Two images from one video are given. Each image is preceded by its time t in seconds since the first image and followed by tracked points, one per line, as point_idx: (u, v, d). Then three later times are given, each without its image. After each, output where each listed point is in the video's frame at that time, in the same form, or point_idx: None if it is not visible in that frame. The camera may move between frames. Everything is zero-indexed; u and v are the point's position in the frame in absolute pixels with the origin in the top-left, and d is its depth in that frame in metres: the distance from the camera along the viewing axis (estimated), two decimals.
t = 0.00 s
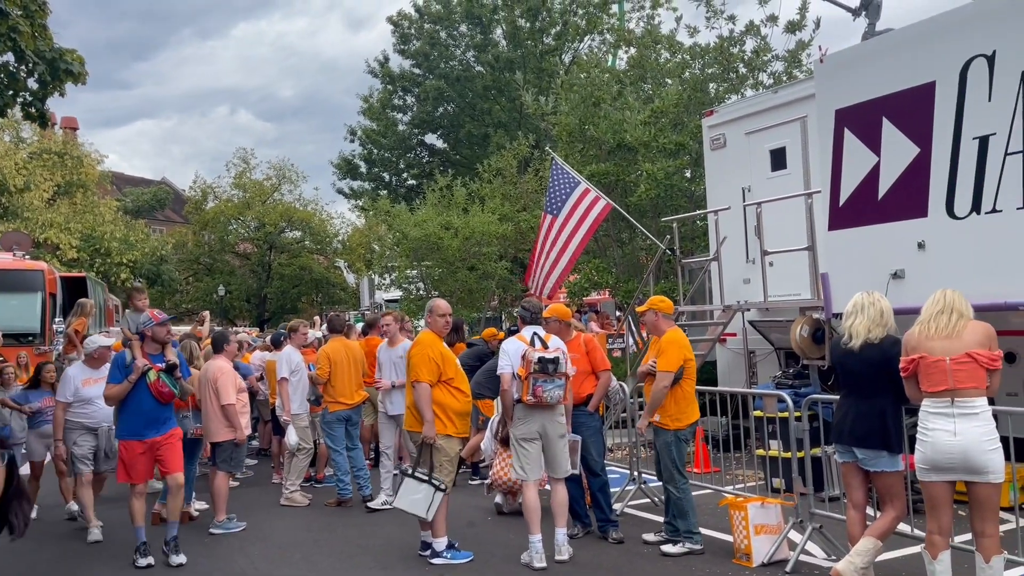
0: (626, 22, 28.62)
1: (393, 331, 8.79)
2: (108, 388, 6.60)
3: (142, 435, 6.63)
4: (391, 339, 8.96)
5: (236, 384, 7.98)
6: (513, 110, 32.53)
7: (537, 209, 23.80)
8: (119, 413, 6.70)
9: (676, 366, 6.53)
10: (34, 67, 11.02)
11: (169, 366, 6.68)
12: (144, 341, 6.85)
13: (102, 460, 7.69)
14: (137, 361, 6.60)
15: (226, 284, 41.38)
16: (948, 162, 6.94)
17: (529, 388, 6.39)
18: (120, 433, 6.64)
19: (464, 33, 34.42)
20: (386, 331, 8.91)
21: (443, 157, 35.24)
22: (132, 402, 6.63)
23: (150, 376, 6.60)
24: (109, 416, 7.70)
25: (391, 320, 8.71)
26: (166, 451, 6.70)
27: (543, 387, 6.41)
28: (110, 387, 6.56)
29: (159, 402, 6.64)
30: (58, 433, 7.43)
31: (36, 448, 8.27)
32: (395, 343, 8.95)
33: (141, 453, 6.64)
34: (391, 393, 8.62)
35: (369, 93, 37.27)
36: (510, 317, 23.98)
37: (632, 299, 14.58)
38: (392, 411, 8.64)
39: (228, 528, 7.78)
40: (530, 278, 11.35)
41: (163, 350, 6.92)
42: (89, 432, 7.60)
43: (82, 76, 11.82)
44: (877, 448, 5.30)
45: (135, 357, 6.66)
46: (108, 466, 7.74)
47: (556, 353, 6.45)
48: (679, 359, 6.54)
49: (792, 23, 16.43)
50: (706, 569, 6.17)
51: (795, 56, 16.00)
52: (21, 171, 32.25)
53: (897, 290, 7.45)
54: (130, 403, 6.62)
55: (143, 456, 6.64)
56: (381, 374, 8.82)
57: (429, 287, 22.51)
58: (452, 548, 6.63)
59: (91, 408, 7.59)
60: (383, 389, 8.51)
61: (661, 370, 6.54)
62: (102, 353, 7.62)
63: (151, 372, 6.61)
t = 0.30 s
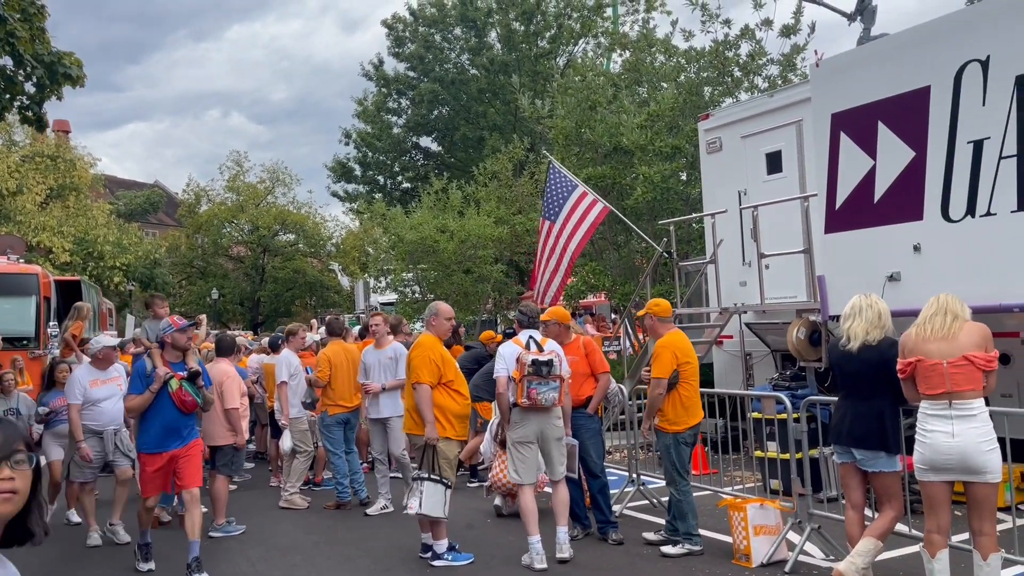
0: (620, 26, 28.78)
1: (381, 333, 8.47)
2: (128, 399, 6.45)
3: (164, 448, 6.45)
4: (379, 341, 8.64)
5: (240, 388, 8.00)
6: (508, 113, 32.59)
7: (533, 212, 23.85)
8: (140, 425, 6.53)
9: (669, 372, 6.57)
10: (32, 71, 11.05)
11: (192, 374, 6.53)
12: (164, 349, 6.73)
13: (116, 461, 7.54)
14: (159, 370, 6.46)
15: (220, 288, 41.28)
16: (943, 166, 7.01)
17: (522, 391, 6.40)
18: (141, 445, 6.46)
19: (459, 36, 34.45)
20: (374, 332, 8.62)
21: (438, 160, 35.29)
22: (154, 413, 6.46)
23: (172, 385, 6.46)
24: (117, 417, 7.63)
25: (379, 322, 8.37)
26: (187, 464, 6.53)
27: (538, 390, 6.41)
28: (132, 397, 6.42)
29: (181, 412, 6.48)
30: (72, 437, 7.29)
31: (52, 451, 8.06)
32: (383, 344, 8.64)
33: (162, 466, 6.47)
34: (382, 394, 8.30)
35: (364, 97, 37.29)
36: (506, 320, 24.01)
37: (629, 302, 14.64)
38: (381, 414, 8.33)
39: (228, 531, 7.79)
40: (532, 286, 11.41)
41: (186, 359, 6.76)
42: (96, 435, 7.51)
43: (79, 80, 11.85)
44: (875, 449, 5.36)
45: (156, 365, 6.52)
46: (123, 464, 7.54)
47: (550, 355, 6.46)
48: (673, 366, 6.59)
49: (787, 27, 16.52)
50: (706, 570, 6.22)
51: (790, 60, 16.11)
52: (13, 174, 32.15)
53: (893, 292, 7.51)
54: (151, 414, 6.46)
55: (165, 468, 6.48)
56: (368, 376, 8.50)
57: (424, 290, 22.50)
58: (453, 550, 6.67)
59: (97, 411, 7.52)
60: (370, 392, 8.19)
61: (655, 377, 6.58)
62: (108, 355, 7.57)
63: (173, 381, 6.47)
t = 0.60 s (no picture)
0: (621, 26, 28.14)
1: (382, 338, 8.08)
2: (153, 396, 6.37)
3: (193, 445, 6.40)
4: (379, 346, 8.28)
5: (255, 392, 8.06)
6: (507, 115, 32.66)
7: (532, 214, 23.91)
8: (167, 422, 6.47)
9: (675, 372, 6.64)
10: (38, 76, 11.01)
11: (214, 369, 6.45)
12: (188, 345, 6.61)
13: (137, 471, 7.44)
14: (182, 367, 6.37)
15: (218, 291, 41.29)
16: (945, 167, 7.06)
17: (530, 393, 6.46)
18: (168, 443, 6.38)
19: (457, 39, 34.50)
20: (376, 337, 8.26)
21: (437, 163, 35.34)
22: (180, 410, 6.40)
23: (196, 382, 6.38)
24: (138, 423, 7.49)
25: (380, 326, 7.99)
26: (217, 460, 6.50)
27: (545, 393, 6.46)
28: (157, 395, 6.34)
29: (207, 408, 6.41)
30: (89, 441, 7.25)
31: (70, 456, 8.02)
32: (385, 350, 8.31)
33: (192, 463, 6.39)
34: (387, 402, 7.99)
35: (363, 99, 37.33)
36: (505, 321, 24.05)
37: (630, 303, 14.69)
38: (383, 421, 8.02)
39: (234, 533, 7.84)
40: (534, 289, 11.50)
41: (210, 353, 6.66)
42: (116, 442, 7.41)
43: (83, 85, 11.79)
44: (880, 448, 5.41)
45: (178, 362, 6.43)
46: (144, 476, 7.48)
47: (557, 357, 6.51)
48: (678, 365, 6.66)
49: (786, 29, 16.58)
50: (713, 569, 6.26)
51: (790, 62, 16.17)
52: (12, 178, 32.17)
53: (896, 293, 7.56)
54: (178, 411, 6.40)
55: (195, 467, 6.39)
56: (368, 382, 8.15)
57: (425, 292, 22.51)
58: (461, 550, 6.71)
59: (118, 415, 7.42)
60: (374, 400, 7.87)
61: (660, 378, 6.65)
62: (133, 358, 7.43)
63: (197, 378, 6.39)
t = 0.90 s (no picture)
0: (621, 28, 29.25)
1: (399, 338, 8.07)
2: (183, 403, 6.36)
3: (224, 455, 6.36)
4: (395, 344, 8.26)
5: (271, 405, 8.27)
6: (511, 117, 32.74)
7: (538, 215, 23.96)
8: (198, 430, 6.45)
9: (686, 368, 6.71)
10: (51, 81, 11.07)
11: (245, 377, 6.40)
12: (218, 351, 6.56)
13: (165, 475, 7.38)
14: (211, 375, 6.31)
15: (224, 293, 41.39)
16: (953, 166, 7.10)
17: (544, 392, 6.52)
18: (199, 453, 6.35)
19: (461, 41, 34.58)
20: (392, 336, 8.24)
21: (442, 164, 35.39)
22: (210, 418, 6.38)
23: (226, 389, 6.37)
24: (166, 425, 7.41)
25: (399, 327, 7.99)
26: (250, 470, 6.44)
27: (559, 392, 6.53)
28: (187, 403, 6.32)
29: (236, 417, 6.37)
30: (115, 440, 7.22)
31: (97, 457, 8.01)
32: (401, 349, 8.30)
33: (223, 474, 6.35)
34: (404, 403, 8.06)
35: (367, 102, 37.42)
36: (512, 322, 24.09)
37: (637, 303, 14.73)
38: (397, 421, 8.10)
39: (250, 532, 7.95)
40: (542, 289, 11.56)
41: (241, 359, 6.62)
42: (145, 442, 7.37)
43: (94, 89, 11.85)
44: (892, 445, 5.46)
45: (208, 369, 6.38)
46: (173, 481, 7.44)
47: (570, 357, 6.57)
48: (689, 361, 6.72)
49: (791, 30, 16.63)
50: (726, 566, 6.32)
51: (795, 62, 16.21)
52: (19, 182, 32.33)
53: (905, 291, 7.60)
54: (208, 420, 6.37)
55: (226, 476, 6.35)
56: (383, 381, 8.16)
57: (431, 293, 22.55)
58: (475, 548, 6.76)
59: (145, 415, 7.36)
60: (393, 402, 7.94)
61: (672, 373, 6.70)
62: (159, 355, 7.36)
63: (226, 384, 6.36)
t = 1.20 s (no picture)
0: (629, 27, 29.57)
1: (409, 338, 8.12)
2: (215, 397, 6.09)
3: (255, 453, 6.13)
4: (405, 345, 8.31)
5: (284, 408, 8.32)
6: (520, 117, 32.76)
7: (547, 215, 23.97)
8: (228, 425, 6.21)
9: (703, 366, 6.72)
10: (68, 84, 11.09)
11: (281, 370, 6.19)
12: (251, 343, 6.31)
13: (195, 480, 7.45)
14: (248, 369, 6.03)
15: (234, 294, 41.56)
16: (966, 164, 7.08)
17: (559, 392, 6.55)
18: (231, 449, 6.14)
19: (470, 41, 34.59)
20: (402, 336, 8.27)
21: (451, 165, 35.41)
22: (244, 413, 6.15)
23: (262, 383, 6.13)
24: (193, 429, 7.41)
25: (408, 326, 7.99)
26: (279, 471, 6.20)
27: (574, 393, 6.55)
28: (221, 398, 6.07)
29: (272, 412, 6.16)
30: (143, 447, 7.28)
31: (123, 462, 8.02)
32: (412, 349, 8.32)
33: (254, 473, 6.15)
34: (417, 405, 8.02)
35: (376, 103, 37.49)
36: (522, 322, 24.09)
37: (649, 303, 14.75)
38: (410, 424, 8.02)
39: (267, 531, 8.02)
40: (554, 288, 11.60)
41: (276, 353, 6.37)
42: (173, 446, 7.37)
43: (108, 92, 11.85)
44: (907, 443, 5.47)
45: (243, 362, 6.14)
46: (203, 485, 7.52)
47: (585, 358, 6.59)
48: (705, 359, 6.73)
49: (802, 28, 16.60)
50: (740, 565, 6.33)
51: (805, 61, 16.19)
52: (32, 184, 32.57)
53: (918, 290, 7.60)
54: (242, 415, 6.15)
55: (256, 475, 6.16)
56: (395, 382, 8.16)
57: (441, 294, 22.58)
58: (490, 547, 6.79)
59: (172, 421, 7.35)
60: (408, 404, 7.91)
61: (688, 370, 6.71)
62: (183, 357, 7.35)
63: (262, 379, 6.12)
